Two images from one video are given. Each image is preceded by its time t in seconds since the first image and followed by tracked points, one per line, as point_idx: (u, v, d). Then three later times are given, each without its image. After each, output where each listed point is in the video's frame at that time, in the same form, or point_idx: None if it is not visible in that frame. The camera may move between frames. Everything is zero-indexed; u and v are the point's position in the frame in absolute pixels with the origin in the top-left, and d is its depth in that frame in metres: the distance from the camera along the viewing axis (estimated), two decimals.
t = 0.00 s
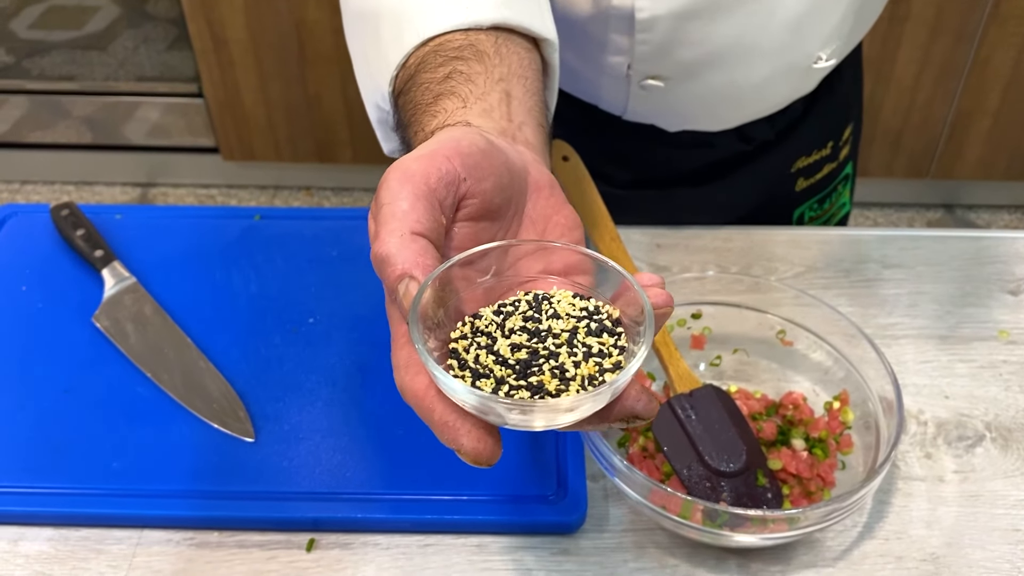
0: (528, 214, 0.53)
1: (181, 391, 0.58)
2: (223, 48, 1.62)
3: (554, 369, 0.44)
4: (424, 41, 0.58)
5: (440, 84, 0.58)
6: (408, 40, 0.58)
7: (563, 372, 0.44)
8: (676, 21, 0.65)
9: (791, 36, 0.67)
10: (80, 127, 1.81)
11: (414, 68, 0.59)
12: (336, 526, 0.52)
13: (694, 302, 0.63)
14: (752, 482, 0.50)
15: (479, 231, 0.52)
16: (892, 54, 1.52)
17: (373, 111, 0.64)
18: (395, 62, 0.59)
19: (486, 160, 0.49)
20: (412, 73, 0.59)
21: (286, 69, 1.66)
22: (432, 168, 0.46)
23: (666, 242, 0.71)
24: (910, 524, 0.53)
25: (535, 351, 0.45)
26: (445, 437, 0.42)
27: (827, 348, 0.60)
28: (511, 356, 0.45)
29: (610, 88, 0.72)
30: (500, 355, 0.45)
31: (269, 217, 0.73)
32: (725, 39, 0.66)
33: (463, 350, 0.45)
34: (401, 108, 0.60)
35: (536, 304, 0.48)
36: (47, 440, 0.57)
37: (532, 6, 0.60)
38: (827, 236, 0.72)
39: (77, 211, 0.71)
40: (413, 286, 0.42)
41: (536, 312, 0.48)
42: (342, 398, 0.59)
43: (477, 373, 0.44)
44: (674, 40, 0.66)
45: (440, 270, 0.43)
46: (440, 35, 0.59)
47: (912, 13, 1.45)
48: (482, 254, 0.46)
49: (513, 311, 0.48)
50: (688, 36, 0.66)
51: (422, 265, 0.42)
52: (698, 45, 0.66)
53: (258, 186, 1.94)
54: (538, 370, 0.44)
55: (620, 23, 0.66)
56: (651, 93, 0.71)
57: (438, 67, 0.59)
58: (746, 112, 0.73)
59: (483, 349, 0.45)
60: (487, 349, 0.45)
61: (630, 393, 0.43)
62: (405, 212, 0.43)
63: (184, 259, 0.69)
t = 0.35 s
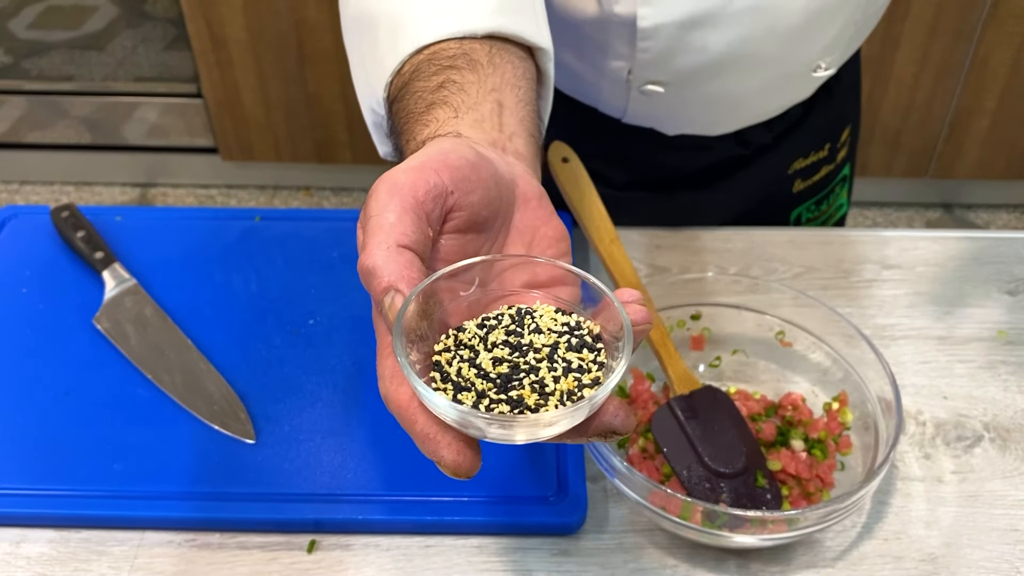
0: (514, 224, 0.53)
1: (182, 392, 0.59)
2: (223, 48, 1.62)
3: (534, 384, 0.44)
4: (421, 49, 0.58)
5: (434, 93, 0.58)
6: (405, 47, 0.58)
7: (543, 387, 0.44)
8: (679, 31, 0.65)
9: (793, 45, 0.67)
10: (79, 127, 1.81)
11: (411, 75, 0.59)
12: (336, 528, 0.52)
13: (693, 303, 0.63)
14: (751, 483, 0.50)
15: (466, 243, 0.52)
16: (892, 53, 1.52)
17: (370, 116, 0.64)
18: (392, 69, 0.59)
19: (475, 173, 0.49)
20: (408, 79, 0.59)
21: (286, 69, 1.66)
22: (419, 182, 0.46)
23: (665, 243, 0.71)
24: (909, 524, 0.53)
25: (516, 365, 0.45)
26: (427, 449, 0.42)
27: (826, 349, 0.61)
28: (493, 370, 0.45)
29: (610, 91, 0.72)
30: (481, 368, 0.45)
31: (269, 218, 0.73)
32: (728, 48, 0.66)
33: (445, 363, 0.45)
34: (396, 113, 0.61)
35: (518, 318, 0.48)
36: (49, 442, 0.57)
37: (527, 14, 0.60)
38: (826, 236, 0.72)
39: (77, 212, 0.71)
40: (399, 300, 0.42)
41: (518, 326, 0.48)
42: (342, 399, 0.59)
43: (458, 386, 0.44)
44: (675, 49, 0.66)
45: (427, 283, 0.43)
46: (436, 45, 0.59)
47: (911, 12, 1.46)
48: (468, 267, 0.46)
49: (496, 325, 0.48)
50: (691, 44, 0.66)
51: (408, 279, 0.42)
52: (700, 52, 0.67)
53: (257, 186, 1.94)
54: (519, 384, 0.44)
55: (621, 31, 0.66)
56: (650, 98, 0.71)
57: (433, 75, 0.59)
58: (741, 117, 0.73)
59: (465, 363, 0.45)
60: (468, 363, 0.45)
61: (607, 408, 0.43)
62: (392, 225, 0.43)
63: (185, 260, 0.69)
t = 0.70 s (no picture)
0: (568, 218, 0.54)
1: (182, 405, 0.59)
2: (221, 60, 1.63)
3: (621, 357, 0.48)
4: (453, 63, 0.59)
5: (474, 101, 0.58)
6: (435, 62, 0.59)
7: (630, 360, 0.48)
8: (682, 46, 0.66)
9: (794, 60, 0.68)
10: (76, 139, 1.82)
11: (447, 87, 0.59)
12: (336, 539, 0.53)
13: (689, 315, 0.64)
14: (748, 493, 0.51)
15: (529, 237, 0.54)
16: (885, 64, 1.53)
17: (397, 127, 0.65)
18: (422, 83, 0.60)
19: (541, 171, 0.51)
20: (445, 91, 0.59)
21: (284, 80, 1.67)
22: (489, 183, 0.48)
23: (661, 254, 0.72)
24: (903, 533, 0.53)
25: (601, 343, 0.49)
26: (528, 424, 0.44)
27: (820, 360, 0.61)
28: (580, 348, 0.48)
29: (614, 107, 0.73)
30: (569, 347, 0.48)
31: (268, 231, 0.74)
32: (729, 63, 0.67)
33: (533, 345, 0.48)
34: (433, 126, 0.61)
35: (593, 300, 0.51)
36: (50, 455, 0.57)
37: (549, 28, 0.61)
38: (820, 248, 0.73)
39: (77, 226, 0.71)
40: (485, 293, 0.45)
41: (595, 308, 0.51)
42: (342, 410, 0.60)
43: (552, 364, 0.47)
44: (677, 65, 0.67)
45: (507, 276, 0.47)
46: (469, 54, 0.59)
47: (904, 24, 1.48)
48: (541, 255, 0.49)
49: (574, 308, 0.51)
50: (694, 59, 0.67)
51: (488, 273, 0.46)
52: (703, 66, 0.67)
53: (254, 199, 1.94)
54: (606, 358, 0.48)
55: (626, 47, 0.67)
56: (655, 114, 0.72)
57: (471, 85, 0.59)
58: (744, 131, 0.74)
59: (553, 343, 0.48)
60: (557, 343, 0.48)
61: (688, 378, 0.49)
62: (470, 224, 0.46)
63: (185, 272, 0.70)
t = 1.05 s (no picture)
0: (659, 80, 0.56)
1: (183, 426, 0.60)
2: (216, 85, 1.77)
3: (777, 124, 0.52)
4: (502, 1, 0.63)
5: (531, 15, 0.61)
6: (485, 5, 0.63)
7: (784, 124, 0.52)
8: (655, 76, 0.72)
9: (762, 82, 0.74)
10: (72, 163, 1.98)
11: (496, 22, 0.62)
12: (335, 557, 0.54)
13: (679, 334, 0.65)
14: (738, 508, 0.52)
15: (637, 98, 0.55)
16: (870, 88, 1.62)
17: (435, 89, 0.64)
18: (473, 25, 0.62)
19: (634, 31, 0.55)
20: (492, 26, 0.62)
21: (279, 106, 1.80)
22: (605, 36, 0.52)
23: (652, 275, 0.73)
24: (891, 547, 0.55)
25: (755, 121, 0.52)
26: (723, 187, 0.45)
27: (808, 378, 0.63)
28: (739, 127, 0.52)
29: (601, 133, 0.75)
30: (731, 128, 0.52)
31: (266, 254, 0.75)
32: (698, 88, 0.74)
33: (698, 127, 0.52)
34: (496, 65, 0.62)
35: (735, 98, 0.55)
36: (52, 475, 0.58)
37: None
38: (807, 268, 0.74)
39: (78, 250, 0.72)
40: (647, 94, 0.46)
41: (739, 102, 0.55)
42: (342, 429, 0.61)
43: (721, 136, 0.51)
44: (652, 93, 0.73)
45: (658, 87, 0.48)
46: None
47: (887, 49, 1.56)
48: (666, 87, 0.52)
49: (721, 104, 0.54)
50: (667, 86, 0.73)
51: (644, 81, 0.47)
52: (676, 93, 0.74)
53: (250, 221, 2.07)
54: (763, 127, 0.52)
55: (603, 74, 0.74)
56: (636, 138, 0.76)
57: (519, 8, 0.62)
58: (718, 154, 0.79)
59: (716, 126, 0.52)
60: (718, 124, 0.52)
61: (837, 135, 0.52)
62: (609, 57, 0.49)
63: (185, 295, 0.71)
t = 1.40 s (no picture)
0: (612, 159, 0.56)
1: (195, 450, 0.64)
2: (213, 124, 1.84)
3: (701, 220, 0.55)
4: (482, 76, 0.61)
5: (506, 92, 0.59)
6: (463, 78, 0.61)
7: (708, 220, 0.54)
8: (647, 120, 0.74)
9: (746, 128, 0.77)
10: (70, 200, 2.04)
11: (476, 93, 0.61)
12: (340, 571, 0.57)
13: (661, 359, 0.70)
14: (717, 521, 0.56)
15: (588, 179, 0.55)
16: (846, 123, 1.68)
17: (424, 152, 0.66)
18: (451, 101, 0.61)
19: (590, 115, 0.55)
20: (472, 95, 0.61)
21: (274, 143, 1.86)
22: (555, 122, 0.52)
23: (635, 304, 0.78)
24: (860, 557, 0.58)
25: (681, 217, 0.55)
26: (642, 273, 0.48)
27: (783, 401, 0.67)
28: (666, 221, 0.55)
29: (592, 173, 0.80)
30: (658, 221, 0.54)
31: (271, 287, 0.79)
32: (687, 132, 0.76)
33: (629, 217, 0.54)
34: (472, 134, 0.61)
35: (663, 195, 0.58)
36: (70, 497, 0.61)
37: (544, 54, 0.64)
38: (781, 297, 0.79)
39: (93, 284, 0.76)
40: (581, 187, 0.48)
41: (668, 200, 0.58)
42: (345, 452, 0.65)
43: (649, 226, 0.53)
44: (642, 135, 0.76)
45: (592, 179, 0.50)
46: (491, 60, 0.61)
47: (862, 86, 1.63)
48: (601, 175, 0.53)
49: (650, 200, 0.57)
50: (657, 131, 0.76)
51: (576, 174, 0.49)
52: (666, 136, 0.76)
53: (245, 256, 2.12)
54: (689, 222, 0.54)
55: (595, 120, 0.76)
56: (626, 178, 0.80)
57: (498, 82, 0.60)
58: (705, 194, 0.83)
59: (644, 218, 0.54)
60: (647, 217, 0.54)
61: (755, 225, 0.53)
62: (554, 148, 0.50)
63: (195, 326, 0.75)
